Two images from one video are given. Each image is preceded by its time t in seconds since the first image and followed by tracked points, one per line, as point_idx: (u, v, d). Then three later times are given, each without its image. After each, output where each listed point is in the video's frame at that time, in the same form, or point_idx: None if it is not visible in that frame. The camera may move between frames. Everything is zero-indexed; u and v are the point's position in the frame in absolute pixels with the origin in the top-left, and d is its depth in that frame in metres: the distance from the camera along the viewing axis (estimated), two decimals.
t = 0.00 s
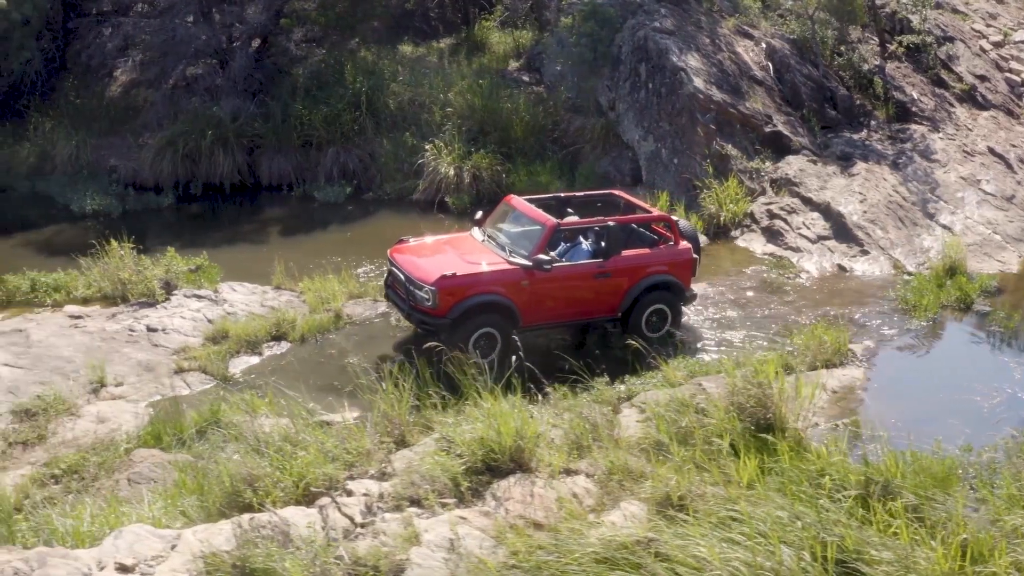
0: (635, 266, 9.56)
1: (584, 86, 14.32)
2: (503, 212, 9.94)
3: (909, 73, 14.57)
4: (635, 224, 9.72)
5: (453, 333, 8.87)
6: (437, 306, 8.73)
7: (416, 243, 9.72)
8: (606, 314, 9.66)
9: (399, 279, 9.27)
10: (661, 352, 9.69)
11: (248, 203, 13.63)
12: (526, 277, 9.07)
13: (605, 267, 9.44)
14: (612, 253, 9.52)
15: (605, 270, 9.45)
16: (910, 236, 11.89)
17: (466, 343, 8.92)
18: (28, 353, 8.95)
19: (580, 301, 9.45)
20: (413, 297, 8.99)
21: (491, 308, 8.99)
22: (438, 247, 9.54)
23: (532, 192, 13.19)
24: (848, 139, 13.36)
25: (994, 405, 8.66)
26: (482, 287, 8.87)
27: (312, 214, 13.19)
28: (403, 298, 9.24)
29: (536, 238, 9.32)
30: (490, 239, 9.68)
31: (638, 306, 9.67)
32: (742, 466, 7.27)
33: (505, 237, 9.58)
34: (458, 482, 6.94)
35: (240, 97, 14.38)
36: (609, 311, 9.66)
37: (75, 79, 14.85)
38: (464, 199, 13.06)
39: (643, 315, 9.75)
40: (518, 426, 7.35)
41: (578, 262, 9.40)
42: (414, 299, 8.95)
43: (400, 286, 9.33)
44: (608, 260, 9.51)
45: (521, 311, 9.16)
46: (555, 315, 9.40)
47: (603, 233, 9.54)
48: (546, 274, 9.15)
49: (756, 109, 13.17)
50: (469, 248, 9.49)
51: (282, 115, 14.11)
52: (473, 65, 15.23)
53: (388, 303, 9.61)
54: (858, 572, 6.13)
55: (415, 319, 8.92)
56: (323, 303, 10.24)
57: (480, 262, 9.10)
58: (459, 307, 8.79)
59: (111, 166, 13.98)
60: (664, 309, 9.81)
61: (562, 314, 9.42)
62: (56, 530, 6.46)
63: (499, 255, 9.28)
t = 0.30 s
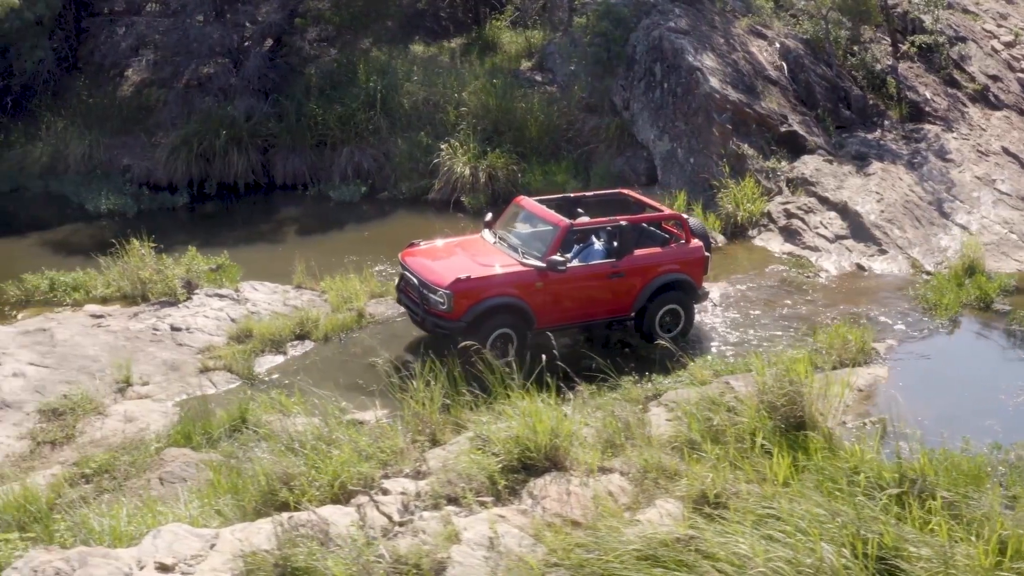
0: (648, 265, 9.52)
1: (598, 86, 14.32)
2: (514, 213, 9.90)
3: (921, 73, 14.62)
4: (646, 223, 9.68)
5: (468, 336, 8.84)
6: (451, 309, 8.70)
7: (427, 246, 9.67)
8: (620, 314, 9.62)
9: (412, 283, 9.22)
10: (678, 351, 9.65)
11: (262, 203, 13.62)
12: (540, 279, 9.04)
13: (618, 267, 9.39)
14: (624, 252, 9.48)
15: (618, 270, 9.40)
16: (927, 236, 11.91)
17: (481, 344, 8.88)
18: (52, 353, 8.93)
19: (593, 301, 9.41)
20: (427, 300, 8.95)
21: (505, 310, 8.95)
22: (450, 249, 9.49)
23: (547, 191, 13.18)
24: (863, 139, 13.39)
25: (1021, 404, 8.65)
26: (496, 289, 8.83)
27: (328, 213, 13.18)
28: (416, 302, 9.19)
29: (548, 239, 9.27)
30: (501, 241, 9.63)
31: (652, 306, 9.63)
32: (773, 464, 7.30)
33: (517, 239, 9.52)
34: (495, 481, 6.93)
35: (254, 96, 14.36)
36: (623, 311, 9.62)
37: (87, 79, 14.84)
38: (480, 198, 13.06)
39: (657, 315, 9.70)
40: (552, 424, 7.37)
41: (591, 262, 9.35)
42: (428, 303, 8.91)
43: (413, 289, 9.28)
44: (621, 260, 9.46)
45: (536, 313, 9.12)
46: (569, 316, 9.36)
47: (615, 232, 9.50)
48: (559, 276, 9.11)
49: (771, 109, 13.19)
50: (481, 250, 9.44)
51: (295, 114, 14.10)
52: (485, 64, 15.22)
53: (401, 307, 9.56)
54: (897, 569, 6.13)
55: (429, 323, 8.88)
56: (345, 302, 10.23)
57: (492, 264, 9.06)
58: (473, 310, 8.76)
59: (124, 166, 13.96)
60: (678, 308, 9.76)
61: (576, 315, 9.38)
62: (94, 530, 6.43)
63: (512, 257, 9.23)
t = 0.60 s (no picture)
0: (653, 264, 9.49)
1: (610, 86, 14.32)
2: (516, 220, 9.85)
3: (932, 74, 14.66)
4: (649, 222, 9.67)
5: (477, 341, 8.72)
6: (459, 315, 8.59)
7: (430, 255, 9.56)
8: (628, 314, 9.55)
9: (417, 291, 9.12)
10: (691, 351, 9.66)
11: (275, 202, 13.60)
12: (547, 281, 8.95)
13: (623, 267, 9.34)
14: (629, 252, 9.44)
15: (624, 270, 9.35)
16: (943, 236, 11.94)
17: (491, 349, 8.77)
18: (75, 353, 8.91)
19: (600, 302, 9.34)
20: (433, 307, 8.84)
21: (513, 313, 8.83)
22: (454, 256, 9.39)
23: (561, 191, 13.18)
24: (876, 139, 13.41)
25: None
26: (503, 292, 8.73)
27: (342, 213, 13.18)
28: (422, 311, 9.06)
29: (553, 241, 9.23)
30: (505, 246, 9.57)
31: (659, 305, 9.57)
32: (801, 463, 7.31)
33: (521, 243, 9.46)
34: (528, 481, 6.94)
35: (266, 96, 14.34)
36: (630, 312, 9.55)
37: (98, 79, 14.81)
38: (494, 199, 13.05)
39: (666, 315, 9.64)
40: (583, 423, 7.38)
41: (596, 263, 9.29)
42: (435, 310, 8.79)
43: (418, 298, 9.17)
44: (626, 260, 9.41)
45: (544, 315, 9.03)
46: (577, 318, 9.28)
47: (619, 232, 9.46)
48: (566, 277, 9.04)
49: (785, 109, 13.22)
50: (485, 255, 9.35)
51: (307, 114, 14.11)
52: (497, 64, 15.21)
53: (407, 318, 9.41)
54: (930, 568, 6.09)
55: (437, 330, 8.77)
56: (365, 301, 10.21)
57: (498, 269, 8.96)
58: (481, 314, 8.65)
59: (135, 166, 13.94)
60: (685, 308, 9.71)
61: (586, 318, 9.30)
62: (127, 531, 6.38)
63: (517, 260, 9.16)
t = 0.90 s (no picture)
0: (661, 272, 9.38)
1: (625, 86, 14.31)
2: (522, 226, 9.66)
3: (946, 74, 14.70)
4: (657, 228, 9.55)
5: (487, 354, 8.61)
6: (468, 327, 8.49)
7: (436, 263, 9.42)
8: (637, 322, 9.44)
9: (425, 302, 9.00)
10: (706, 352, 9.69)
11: (289, 202, 13.56)
12: (555, 291, 8.83)
13: (632, 275, 9.22)
14: (637, 260, 9.31)
15: (632, 277, 9.23)
16: (960, 236, 11.95)
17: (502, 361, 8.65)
18: (100, 353, 8.87)
19: (609, 311, 9.22)
20: (442, 319, 8.73)
21: (523, 325, 8.72)
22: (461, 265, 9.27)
23: (577, 191, 13.17)
24: (891, 139, 13.42)
25: None
26: (512, 304, 8.62)
27: (358, 213, 13.16)
28: (430, 322, 8.95)
29: (561, 249, 9.05)
30: (512, 254, 9.39)
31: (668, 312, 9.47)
32: (833, 462, 7.29)
33: (527, 251, 9.29)
34: (565, 481, 6.93)
35: (280, 95, 14.33)
36: (639, 320, 9.44)
37: (110, 79, 14.79)
38: (511, 199, 13.04)
39: (674, 322, 9.54)
40: (618, 424, 7.36)
41: (604, 271, 9.17)
42: (444, 322, 8.69)
43: (426, 309, 9.06)
44: (634, 267, 9.29)
45: (553, 326, 8.91)
46: (586, 328, 9.16)
47: (626, 239, 9.32)
48: (574, 287, 8.91)
49: (801, 109, 13.24)
50: (493, 264, 9.22)
51: (322, 114, 14.11)
52: (510, 64, 15.19)
53: (413, 328, 9.30)
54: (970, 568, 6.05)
55: (446, 342, 8.67)
56: (387, 301, 10.18)
57: (507, 279, 8.84)
58: (490, 327, 8.54)
59: (149, 166, 13.92)
60: (694, 315, 9.61)
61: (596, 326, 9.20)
62: (165, 532, 6.33)
63: (525, 270, 9.01)
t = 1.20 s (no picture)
0: (671, 283, 9.25)
1: (636, 86, 14.27)
2: (531, 234, 9.49)
3: (956, 74, 14.72)
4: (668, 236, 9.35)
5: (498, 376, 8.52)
6: (480, 349, 8.38)
7: (444, 274, 9.30)
8: (647, 331, 9.35)
9: (435, 318, 8.88)
10: (724, 352, 9.67)
11: (302, 202, 13.54)
12: (567, 308, 8.72)
13: (643, 287, 9.09)
14: (648, 271, 9.15)
15: (643, 290, 9.10)
16: (975, 236, 11.96)
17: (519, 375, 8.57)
18: (120, 353, 8.84)
19: (620, 324, 9.12)
20: (453, 338, 8.62)
21: (534, 345, 8.63)
22: (470, 277, 9.13)
23: (590, 191, 13.16)
24: (904, 139, 13.44)
25: None
26: (523, 324, 8.51)
27: (371, 214, 13.14)
28: (440, 337, 8.86)
29: (573, 265, 8.94)
30: (521, 265, 9.27)
31: (678, 321, 9.38)
32: (861, 463, 7.28)
33: (538, 265, 9.18)
34: (595, 481, 6.91)
35: (292, 96, 14.35)
36: (649, 330, 9.36)
37: (120, 79, 14.77)
38: (524, 199, 13.03)
39: (684, 330, 9.46)
40: (647, 424, 7.33)
41: (615, 285, 9.02)
42: (454, 341, 8.59)
43: (435, 324, 8.94)
44: (645, 279, 9.15)
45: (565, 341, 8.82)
46: (597, 342, 9.08)
47: (638, 250, 9.14)
48: (585, 304, 8.80)
49: (814, 109, 13.26)
50: (502, 277, 9.08)
51: (333, 113, 14.11)
52: (521, 63, 15.17)
53: (422, 339, 9.21)
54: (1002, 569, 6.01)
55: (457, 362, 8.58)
56: (405, 301, 10.15)
57: (518, 296, 8.73)
58: (502, 348, 8.45)
59: (159, 166, 13.93)
60: (703, 321, 9.54)
61: (609, 335, 9.10)
62: (196, 533, 6.28)
63: (536, 285, 8.90)
